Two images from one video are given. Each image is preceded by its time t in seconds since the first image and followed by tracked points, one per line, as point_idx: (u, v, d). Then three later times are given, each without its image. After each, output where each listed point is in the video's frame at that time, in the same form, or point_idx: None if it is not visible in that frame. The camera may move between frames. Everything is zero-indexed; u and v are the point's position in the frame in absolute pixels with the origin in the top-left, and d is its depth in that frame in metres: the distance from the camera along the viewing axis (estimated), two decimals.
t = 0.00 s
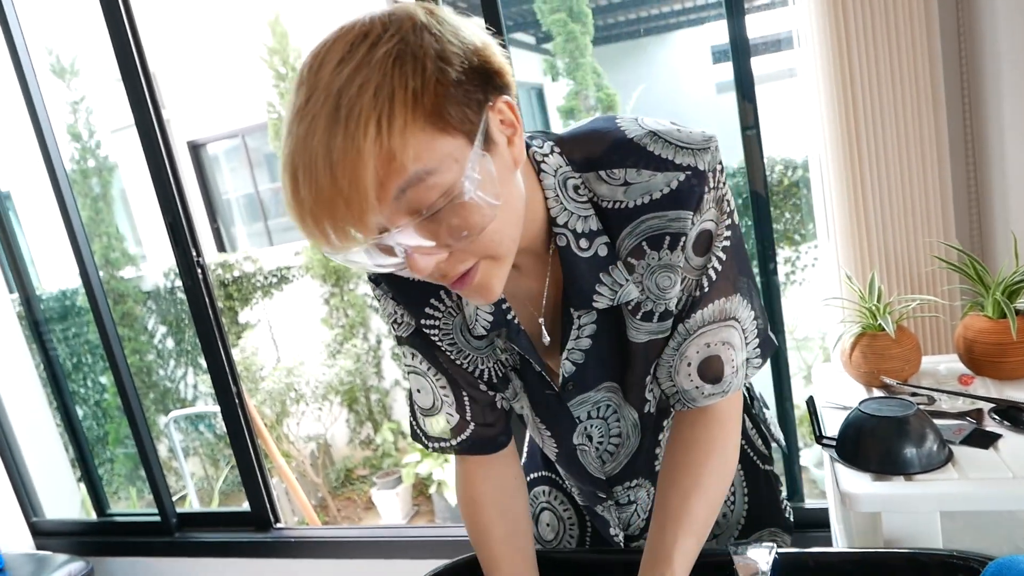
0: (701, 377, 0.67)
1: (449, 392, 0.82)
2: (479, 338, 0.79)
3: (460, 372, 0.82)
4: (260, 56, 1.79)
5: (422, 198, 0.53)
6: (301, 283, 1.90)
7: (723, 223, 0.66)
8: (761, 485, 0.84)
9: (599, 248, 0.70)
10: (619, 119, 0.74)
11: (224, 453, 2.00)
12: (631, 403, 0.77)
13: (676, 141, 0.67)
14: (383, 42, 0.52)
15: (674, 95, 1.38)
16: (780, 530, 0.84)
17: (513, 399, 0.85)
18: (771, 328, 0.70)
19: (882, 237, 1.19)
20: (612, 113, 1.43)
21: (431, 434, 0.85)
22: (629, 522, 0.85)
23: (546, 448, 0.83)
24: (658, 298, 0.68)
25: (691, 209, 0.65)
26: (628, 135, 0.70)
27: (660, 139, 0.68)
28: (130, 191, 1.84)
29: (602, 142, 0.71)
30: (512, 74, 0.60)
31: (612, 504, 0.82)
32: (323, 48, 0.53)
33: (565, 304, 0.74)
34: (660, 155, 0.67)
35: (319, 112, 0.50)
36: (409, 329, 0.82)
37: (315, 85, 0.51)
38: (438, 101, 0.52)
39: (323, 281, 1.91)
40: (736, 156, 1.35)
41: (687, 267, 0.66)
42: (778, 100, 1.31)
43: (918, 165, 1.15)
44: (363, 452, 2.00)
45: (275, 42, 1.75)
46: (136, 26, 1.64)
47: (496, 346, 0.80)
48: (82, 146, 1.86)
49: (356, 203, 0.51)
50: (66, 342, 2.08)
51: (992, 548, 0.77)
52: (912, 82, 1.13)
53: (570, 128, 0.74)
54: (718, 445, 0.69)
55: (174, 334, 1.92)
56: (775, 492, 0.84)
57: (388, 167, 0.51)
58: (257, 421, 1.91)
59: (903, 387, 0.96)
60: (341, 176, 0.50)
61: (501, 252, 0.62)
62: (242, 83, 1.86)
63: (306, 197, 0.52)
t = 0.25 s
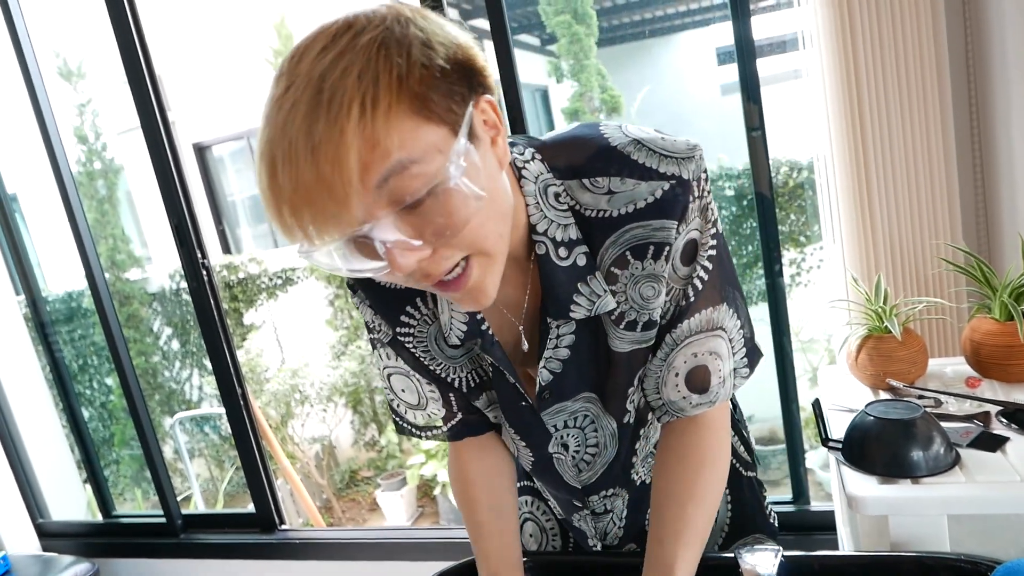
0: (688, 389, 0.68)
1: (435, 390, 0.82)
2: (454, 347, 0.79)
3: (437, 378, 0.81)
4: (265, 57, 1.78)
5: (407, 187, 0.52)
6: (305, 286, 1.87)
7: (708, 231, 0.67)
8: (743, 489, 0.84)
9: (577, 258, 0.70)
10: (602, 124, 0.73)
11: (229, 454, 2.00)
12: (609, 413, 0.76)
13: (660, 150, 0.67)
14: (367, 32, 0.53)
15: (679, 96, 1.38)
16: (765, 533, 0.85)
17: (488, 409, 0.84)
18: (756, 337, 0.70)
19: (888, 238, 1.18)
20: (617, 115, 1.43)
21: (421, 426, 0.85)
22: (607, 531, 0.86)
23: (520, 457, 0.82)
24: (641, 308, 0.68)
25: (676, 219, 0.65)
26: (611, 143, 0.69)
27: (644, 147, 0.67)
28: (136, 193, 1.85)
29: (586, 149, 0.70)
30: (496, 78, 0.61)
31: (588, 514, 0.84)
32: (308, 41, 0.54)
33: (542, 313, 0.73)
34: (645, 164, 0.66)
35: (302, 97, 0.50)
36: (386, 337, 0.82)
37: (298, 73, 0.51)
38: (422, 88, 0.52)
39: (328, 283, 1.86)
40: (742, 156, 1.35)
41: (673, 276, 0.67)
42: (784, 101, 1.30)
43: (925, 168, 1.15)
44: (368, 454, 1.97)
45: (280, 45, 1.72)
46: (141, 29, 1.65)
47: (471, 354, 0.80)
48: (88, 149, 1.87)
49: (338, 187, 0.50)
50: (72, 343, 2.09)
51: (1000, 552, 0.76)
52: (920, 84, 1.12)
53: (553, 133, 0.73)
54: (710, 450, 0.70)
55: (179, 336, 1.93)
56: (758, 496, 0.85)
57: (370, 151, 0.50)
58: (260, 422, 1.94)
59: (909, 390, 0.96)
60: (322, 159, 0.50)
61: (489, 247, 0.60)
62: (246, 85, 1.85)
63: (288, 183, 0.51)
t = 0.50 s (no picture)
0: (694, 386, 0.68)
1: (428, 405, 0.82)
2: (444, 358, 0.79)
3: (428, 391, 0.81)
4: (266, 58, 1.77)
5: (393, 204, 0.53)
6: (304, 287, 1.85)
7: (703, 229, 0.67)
8: (736, 491, 0.84)
9: (569, 260, 0.69)
10: (588, 126, 0.73)
11: (230, 456, 2.00)
12: (605, 415, 0.76)
13: (649, 148, 0.67)
14: (335, 49, 0.53)
15: (680, 96, 1.38)
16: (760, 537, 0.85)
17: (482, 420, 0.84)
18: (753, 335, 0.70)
19: (889, 238, 1.18)
20: (618, 115, 1.42)
21: (416, 443, 0.85)
22: (605, 536, 0.87)
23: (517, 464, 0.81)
24: (637, 307, 0.68)
25: (667, 217, 0.65)
26: (600, 143, 0.69)
27: (633, 146, 0.67)
28: (137, 195, 1.85)
29: (573, 151, 0.70)
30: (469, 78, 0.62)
31: (585, 520, 0.84)
32: (275, 61, 0.54)
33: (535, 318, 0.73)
34: (634, 163, 0.67)
35: (277, 124, 0.50)
36: (375, 351, 0.82)
37: (270, 98, 0.51)
38: (398, 102, 0.52)
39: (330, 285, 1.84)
40: (743, 156, 1.35)
41: (669, 274, 0.67)
42: (785, 101, 1.30)
43: (927, 168, 1.15)
44: (369, 455, 1.93)
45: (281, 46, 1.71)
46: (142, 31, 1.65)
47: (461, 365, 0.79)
48: (89, 151, 1.87)
49: (323, 213, 0.51)
50: (73, 345, 2.09)
51: (1003, 552, 0.76)
52: (922, 84, 1.12)
53: (539, 136, 0.73)
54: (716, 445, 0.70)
55: (181, 338, 1.93)
56: (751, 497, 0.85)
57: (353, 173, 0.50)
58: (261, 423, 1.96)
59: (912, 390, 0.95)
60: (304, 187, 0.50)
61: (479, 257, 0.61)
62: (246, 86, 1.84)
63: (272, 213, 0.52)
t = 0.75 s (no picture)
0: (688, 385, 0.68)
1: (430, 415, 0.81)
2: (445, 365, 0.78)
3: (431, 401, 0.81)
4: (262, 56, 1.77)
5: (369, 224, 0.54)
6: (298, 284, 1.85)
7: (693, 226, 0.66)
8: (729, 489, 0.84)
9: (560, 265, 0.69)
10: (574, 129, 0.73)
11: (228, 455, 2.00)
12: (599, 419, 0.76)
13: (636, 148, 0.67)
14: (306, 67, 0.52)
15: (676, 93, 1.38)
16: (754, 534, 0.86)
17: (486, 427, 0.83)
18: (750, 329, 0.70)
19: (884, 234, 1.19)
20: (614, 112, 1.42)
21: (423, 456, 0.84)
22: (601, 535, 0.88)
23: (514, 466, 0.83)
24: (629, 309, 0.69)
25: (657, 218, 0.66)
26: (586, 145, 0.69)
27: (620, 147, 0.67)
28: (133, 195, 1.85)
29: (559, 155, 0.69)
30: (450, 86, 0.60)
31: (581, 519, 0.85)
32: (247, 79, 0.53)
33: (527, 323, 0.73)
34: (622, 164, 0.66)
35: (248, 145, 0.50)
36: (375, 361, 0.81)
37: (242, 118, 0.51)
38: (370, 120, 0.52)
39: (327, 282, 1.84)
40: (740, 153, 1.35)
41: (659, 274, 0.67)
42: (781, 98, 1.30)
43: (923, 165, 1.15)
44: (367, 453, 1.93)
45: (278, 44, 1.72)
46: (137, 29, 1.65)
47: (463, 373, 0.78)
48: (85, 150, 1.87)
49: (296, 237, 0.51)
50: (70, 345, 2.08)
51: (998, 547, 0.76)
52: (918, 79, 1.12)
53: (527, 140, 0.72)
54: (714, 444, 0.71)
55: (178, 337, 1.92)
56: (744, 495, 0.85)
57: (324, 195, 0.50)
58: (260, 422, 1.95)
59: (907, 386, 0.96)
60: (276, 210, 0.50)
61: (460, 271, 0.62)
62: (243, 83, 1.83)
63: (246, 236, 0.52)
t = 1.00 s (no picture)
0: (685, 396, 0.68)
1: (429, 410, 0.82)
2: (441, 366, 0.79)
3: (428, 398, 0.82)
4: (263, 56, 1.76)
5: (370, 240, 0.55)
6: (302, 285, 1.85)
7: (694, 234, 0.67)
8: (731, 488, 0.85)
9: (564, 268, 0.69)
10: (580, 130, 0.73)
11: (229, 454, 2.00)
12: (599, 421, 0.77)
13: (640, 154, 0.68)
14: (302, 82, 0.51)
15: (676, 93, 1.38)
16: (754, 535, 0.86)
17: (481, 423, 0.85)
18: (748, 341, 0.71)
19: (885, 234, 1.19)
20: (615, 112, 1.42)
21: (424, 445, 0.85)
22: (602, 535, 0.87)
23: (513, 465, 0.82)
24: (628, 314, 0.69)
25: (657, 225, 0.66)
26: (590, 148, 0.69)
27: (624, 151, 0.68)
28: (134, 194, 1.85)
29: (563, 157, 0.70)
30: (448, 96, 0.61)
31: (583, 521, 0.85)
32: (242, 95, 0.53)
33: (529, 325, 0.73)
34: (625, 168, 0.67)
35: (246, 165, 0.50)
36: (373, 359, 0.82)
37: (239, 136, 0.51)
38: (368, 139, 0.52)
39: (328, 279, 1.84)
40: (741, 152, 1.35)
41: (658, 281, 0.67)
42: (781, 97, 1.30)
43: (924, 166, 1.15)
44: (368, 452, 1.94)
45: (279, 44, 1.72)
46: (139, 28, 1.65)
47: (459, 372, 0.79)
48: (87, 149, 1.87)
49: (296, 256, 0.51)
50: (72, 344, 2.09)
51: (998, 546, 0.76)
52: (917, 80, 1.12)
53: (534, 140, 0.73)
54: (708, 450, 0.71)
55: (179, 336, 1.93)
56: (747, 495, 0.85)
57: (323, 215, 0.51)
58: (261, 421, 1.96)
59: (907, 385, 0.96)
60: (275, 230, 0.50)
61: (463, 282, 0.62)
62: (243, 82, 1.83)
63: (247, 255, 0.52)
